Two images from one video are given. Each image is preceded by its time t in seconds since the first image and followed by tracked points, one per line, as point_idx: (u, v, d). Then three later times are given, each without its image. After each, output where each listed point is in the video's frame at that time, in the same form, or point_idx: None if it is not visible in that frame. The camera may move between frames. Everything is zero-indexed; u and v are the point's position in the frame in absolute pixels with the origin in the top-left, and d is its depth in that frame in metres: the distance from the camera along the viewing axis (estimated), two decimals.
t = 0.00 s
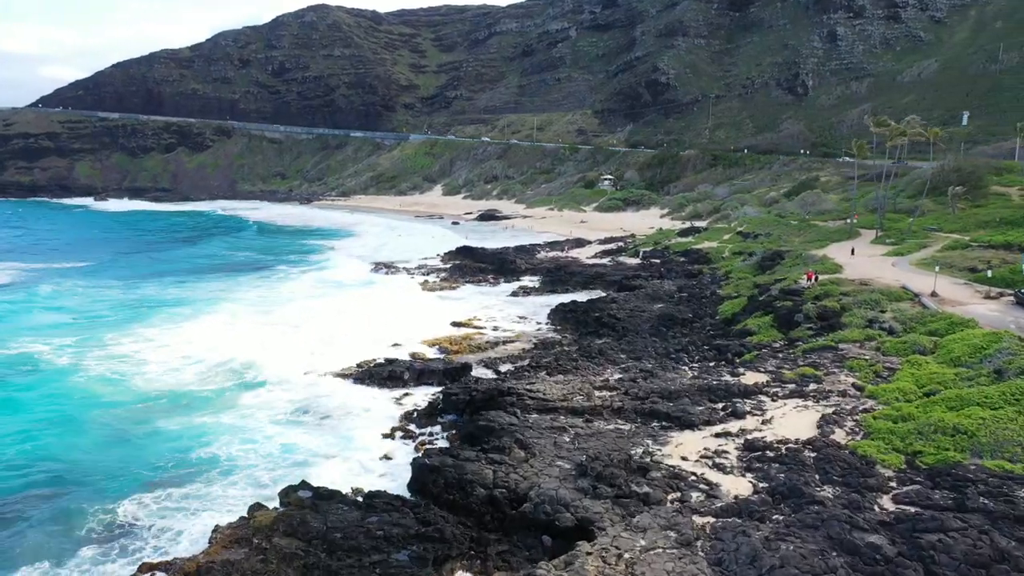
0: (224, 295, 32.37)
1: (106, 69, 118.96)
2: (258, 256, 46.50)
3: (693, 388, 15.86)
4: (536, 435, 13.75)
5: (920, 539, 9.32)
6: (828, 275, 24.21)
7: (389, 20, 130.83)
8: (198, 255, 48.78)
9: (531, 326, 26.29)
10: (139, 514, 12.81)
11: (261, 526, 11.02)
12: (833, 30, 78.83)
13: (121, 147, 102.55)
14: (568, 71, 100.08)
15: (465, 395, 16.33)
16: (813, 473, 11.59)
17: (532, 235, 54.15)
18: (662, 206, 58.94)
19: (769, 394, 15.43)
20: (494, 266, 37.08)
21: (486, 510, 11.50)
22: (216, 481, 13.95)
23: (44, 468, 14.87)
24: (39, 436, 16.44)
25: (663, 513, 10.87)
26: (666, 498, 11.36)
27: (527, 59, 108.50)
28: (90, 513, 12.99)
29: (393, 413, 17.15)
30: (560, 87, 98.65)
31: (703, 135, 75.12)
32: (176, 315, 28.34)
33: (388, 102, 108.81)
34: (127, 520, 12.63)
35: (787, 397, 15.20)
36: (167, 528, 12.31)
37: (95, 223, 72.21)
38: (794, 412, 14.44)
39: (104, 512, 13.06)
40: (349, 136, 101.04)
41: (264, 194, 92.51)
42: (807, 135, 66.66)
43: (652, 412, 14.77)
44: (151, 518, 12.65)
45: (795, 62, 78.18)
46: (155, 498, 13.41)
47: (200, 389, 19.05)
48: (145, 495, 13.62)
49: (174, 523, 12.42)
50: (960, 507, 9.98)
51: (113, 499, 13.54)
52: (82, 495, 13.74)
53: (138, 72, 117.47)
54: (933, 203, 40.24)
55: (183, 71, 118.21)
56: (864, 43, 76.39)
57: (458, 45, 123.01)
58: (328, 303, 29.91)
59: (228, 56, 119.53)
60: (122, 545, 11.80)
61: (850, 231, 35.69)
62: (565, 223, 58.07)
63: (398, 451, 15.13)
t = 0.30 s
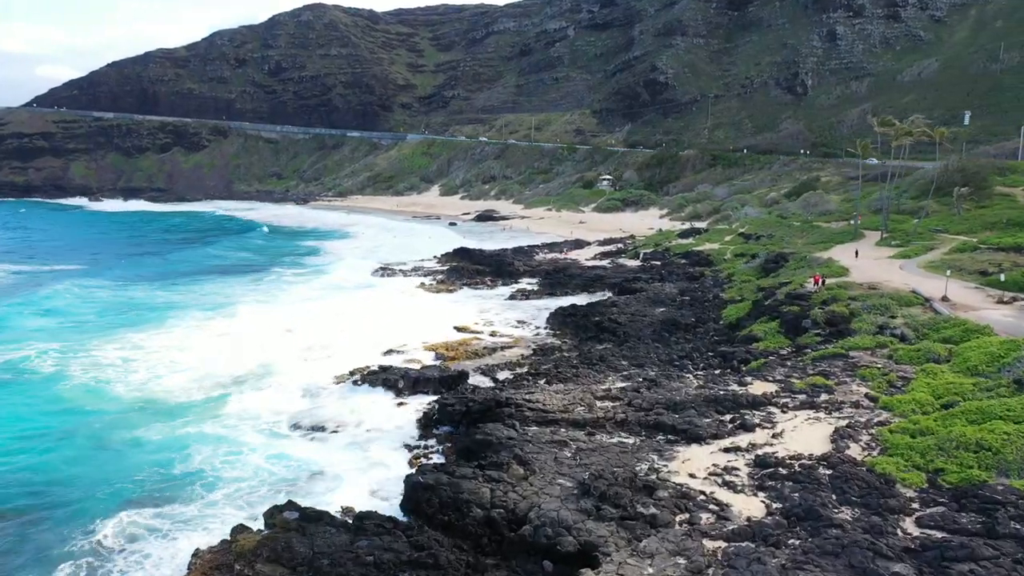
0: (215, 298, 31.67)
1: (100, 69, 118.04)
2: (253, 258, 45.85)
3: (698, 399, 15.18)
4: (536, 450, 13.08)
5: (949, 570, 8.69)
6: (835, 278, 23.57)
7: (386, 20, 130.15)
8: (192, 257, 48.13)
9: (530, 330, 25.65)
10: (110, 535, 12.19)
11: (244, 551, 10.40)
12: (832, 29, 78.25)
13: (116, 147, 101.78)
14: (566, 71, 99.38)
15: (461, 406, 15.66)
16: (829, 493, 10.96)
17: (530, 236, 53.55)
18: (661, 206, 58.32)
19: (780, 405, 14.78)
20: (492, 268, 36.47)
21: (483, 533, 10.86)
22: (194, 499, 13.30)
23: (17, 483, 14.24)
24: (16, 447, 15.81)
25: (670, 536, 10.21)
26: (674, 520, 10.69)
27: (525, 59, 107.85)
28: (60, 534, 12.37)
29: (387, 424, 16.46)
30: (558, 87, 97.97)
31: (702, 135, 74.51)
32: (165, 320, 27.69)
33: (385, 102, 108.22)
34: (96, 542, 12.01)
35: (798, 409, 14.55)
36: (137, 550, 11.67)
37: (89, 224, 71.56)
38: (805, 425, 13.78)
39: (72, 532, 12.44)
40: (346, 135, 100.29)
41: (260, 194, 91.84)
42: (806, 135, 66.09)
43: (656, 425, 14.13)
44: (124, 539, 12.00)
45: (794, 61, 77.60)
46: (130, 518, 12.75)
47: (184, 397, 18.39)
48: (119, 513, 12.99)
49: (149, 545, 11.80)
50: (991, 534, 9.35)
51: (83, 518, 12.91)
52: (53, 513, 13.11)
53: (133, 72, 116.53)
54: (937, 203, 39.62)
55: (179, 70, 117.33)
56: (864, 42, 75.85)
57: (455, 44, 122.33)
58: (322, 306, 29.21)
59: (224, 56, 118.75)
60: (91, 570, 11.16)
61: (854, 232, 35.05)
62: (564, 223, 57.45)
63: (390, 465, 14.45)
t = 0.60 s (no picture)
0: (208, 302, 31.01)
1: (98, 69, 117.25)
2: (250, 260, 45.22)
3: (701, 411, 14.49)
4: (538, 467, 12.36)
5: None
6: (845, 282, 22.85)
7: (385, 20, 129.44)
8: (188, 259, 47.50)
9: (531, 335, 24.95)
10: (86, 560, 11.59)
11: None
12: (834, 28, 77.54)
13: (113, 147, 101.07)
14: (566, 70, 98.63)
15: (460, 419, 14.97)
16: (852, 517, 10.25)
17: (530, 237, 52.86)
18: (662, 207, 57.62)
19: (793, 417, 14.08)
20: (492, 270, 35.77)
21: (480, 559, 10.16)
22: (170, 521, 12.68)
23: None
24: None
25: (681, 565, 9.51)
26: (685, 545, 9.98)
27: (525, 58, 107.15)
28: (33, 558, 11.78)
29: (382, 437, 15.72)
30: (558, 87, 97.24)
31: (703, 135, 73.82)
32: (156, 324, 27.05)
33: (384, 102, 107.65)
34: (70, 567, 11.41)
35: (813, 422, 13.83)
36: None
37: (85, 225, 70.95)
38: (822, 440, 13.06)
39: (40, 557, 11.83)
40: (345, 135, 99.56)
41: (258, 194, 91.20)
42: (809, 135, 65.39)
43: (664, 439, 13.42)
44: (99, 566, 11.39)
45: (796, 60, 76.88)
46: (108, 541, 12.14)
47: (168, 407, 17.74)
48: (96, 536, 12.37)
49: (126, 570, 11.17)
50: None
51: (54, 541, 12.32)
52: (28, 534, 12.53)
53: (131, 71, 115.63)
54: (945, 205, 38.90)
55: (177, 70, 116.58)
56: (866, 42, 75.17)
57: (455, 44, 121.60)
58: (316, 310, 28.50)
59: (223, 55, 118.03)
60: None
61: (861, 234, 34.35)
62: (564, 224, 56.80)
63: (383, 481, 13.74)
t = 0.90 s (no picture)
0: (200, 306, 30.19)
1: (95, 68, 116.49)
2: (245, 261, 44.49)
3: (709, 425, 13.74)
4: (539, 488, 11.59)
5: None
6: (857, 287, 22.05)
7: (384, 19, 128.73)
8: (183, 261, 46.81)
9: (531, 341, 24.20)
10: None
11: None
12: (837, 27, 76.76)
13: (111, 147, 100.28)
14: (567, 70, 97.84)
15: (457, 433, 14.23)
16: (878, 546, 9.53)
17: (529, 238, 52.10)
18: (664, 208, 56.80)
19: (809, 433, 13.32)
20: (491, 272, 35.00)
21: None
22: (146, 543, 11.92)
23: None
24: None
25: None
26: None
27: (525, 58, 106.42)
28: None
29: (375, 451, 15.03)
30: (558, 87, 96.47)
31: (704, 135, 73.06)
32: (145, 329, 26.24)
33: (384, 102, 107.16)
34: None
35: (831, 438, 13.05)
36: None
37: (81, 225, 70.32)
38: (841, 457, 12.30)
39: None
40: (344, 136, 98.89)
41: (257, 194, 90.50)
42: (811, 135, 64.62)
43: (674, 456, 12.65)
44: None
45: (798, 60, 76.08)
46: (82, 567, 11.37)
47: (151, 419, 16.95)
48: (69, 559, 11.60)
49: None
50: None
51: (24, 564, 11.55)
52: None
53: (128, 71, 114.76)
54: (953, 206, 38.11)
55: (175, 70, 115.73)
56: (869, 41, 74.39)
57: (455, 43, 120.82)
58: (310, 314, 27.71)
59: (221, 55, 117.23)
60: None
61: (868, 236, 33.57)
62: (565, 225, 56.06)
63: (376, 501, 12.98)
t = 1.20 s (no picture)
0: (191, 310, 29.38)
1: (92, 68, 115.67)
2: (241, 263, 43.78)
3: (719, 441, 12.97)
4: (540, 512, 10.84)
5: None
6: (869, 292, 21.25)
7: (384, 18, 127.95)
8: (177, 263, 46.06)
9: (531, 347, 23.43)
10: None
11: None
12: (840, 26, 76.00)
13: (108, 147, 99.50)
14: (567, 70, 97.03)
15: (453, 449, 13.45)
16: None
17: (530, 239, 51.36)
18: (666, 209, 56.08)
19: (826, 449, 12.56)
20: (491, 274, 34.25)
21: None
22: (121, 570, 11.15)
23: None
24: None
25: None
26: None
27: (524, 58, 105.67)
28: None
29: (367, 467, 14.29)
30: (558, 86, 95.68)
31: (706, 135, 72.29)
32: (132, 335, 25.40)
33: (383, 102, 106.47)
34: None
35: (850, 455, 12.29)
36: None
37: (77, 227, 69.65)
38: (861, 477, 11.56)
39: None
40: (343, 136, 98.16)
41: (255, 195, 89.80)
42: (813, 135, 63.85)
43: (683, 476, 11.88)
44: None
45: (800, 59, 75.30)
46: None
47: (132, 432, 16.13)
48: None
49: None
50: None
51: None
52: None
53: (126, 71, 113.94)
54: (962, 206, 37.30)
55: (172, 69, 114.93)
56: (872, 40, 73.61)
57: (454, 43, 120.04)
58: (304, 319, 26.91)
59: (219, 55, 116.38)
60: None
61: (876, 238, 32.78)
62: (565, 226, 55.32)
63: (366, 524, 12.24)
